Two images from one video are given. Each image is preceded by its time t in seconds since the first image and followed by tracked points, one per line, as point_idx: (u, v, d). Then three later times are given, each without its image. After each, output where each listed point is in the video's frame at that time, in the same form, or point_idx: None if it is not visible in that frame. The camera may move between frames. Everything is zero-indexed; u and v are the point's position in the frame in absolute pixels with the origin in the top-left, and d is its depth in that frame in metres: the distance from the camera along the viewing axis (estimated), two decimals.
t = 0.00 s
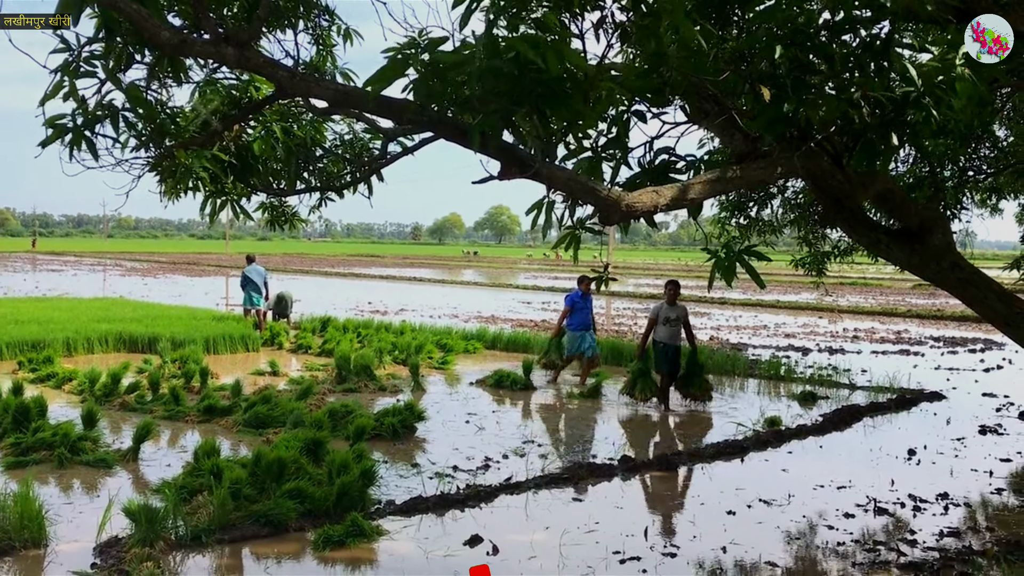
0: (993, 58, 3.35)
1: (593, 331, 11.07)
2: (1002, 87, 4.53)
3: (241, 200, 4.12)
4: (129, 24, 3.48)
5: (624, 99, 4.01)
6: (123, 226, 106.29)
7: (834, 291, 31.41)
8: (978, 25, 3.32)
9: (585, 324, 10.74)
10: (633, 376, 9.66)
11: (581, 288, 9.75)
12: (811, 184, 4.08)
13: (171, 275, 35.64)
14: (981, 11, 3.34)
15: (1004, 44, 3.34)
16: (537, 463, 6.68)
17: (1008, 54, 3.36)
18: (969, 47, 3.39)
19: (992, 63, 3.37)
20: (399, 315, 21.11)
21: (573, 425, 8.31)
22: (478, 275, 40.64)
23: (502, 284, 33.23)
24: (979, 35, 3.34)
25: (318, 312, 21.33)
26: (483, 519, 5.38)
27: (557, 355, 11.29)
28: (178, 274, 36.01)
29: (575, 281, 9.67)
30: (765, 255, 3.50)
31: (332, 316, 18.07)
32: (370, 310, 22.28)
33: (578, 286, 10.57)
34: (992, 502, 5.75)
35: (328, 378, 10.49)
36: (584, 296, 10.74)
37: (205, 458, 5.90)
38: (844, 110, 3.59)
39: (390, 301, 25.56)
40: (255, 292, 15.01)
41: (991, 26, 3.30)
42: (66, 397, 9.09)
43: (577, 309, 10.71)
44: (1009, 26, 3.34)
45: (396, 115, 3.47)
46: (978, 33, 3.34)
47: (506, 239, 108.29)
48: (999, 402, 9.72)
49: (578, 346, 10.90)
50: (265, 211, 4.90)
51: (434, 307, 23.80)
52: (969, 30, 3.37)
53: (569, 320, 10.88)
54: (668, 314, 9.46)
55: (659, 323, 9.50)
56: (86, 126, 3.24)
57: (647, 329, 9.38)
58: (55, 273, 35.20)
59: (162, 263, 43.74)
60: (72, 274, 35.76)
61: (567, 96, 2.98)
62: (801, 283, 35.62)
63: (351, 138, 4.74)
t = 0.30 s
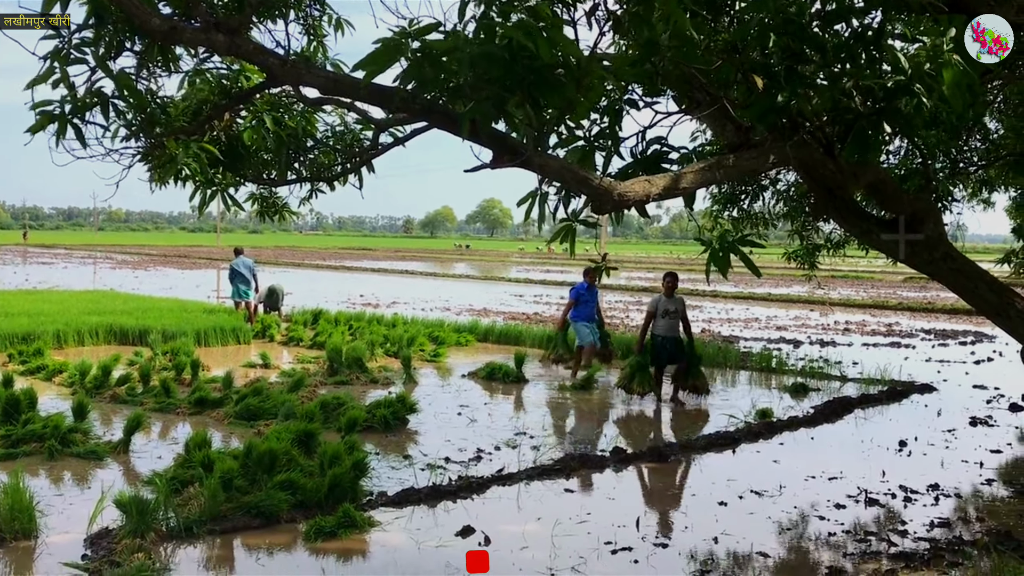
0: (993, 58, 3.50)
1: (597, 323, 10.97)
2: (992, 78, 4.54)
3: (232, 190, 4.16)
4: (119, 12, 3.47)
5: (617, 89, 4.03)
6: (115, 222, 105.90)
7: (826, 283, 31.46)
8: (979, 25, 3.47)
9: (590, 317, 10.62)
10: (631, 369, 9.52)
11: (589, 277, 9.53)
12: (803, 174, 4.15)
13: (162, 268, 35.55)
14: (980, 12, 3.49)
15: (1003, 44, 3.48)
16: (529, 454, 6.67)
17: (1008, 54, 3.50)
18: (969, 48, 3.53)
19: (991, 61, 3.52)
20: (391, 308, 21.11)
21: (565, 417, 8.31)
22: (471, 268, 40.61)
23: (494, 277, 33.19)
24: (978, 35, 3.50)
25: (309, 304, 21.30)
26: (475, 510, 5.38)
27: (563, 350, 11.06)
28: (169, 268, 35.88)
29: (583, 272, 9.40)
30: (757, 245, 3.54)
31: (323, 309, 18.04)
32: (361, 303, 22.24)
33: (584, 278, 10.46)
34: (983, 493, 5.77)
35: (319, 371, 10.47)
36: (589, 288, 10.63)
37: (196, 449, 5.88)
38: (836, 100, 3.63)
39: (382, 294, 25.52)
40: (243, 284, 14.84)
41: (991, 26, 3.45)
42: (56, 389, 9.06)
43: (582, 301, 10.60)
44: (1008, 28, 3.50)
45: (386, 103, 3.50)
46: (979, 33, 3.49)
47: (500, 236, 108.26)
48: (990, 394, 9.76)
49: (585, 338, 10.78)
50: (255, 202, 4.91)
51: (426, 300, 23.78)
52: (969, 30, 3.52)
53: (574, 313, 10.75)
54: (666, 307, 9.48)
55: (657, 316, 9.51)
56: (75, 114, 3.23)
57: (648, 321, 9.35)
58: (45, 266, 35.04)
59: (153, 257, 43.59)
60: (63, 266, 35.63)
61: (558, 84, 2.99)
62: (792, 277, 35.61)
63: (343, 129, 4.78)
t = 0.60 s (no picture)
0: (993, 56, 3.35)
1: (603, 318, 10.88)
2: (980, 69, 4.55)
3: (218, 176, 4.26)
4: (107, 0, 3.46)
5: (607, 78, 4.04)
6: (106, 215, 105.62)
7: (816, 275, 31.59)
8: (978, 26, 3.27)
9: (595, 312, 10.52)
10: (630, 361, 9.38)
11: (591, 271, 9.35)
12: (793, 165, 4.19)
13: (152, 259, 35.45)
14: (981, 11, 3.25)
15: (1004, 43, 3.29)
16: (519, 444, 6.69)
17: (1008, 53, 3.32)
18: (970, 45, 3.37)
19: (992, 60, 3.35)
20: (381, 299, 21.13)
21: (556, 407, 8.33)
22: (462, 259, 40.64)
23: (485, 269, 33.23)
24: (978, 34, 3.31)
25: (299, 296, 21.28)
26: (465, 500, 5.39)
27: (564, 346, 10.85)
28: (159, 259, 35.77)
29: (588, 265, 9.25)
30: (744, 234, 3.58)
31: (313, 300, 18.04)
32: (352, 294, 22.23)
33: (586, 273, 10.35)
34: (970, 483, 5.80)
35: (310, 362, 10.47)
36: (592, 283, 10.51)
37: (186, 440, 5.87)
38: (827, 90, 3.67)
39: (372, 285, 25.52)
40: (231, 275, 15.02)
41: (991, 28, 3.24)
42: (45, 380, 9.03)
43: (586, 297, 10.51)
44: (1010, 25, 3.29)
45: (374, 91, 3.49)
46: (978, 33, 3.30)
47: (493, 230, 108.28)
48: (978, 385, 9.82)
49: (589, 335, 10.68)
50: (245, 189, 4.91)
51: (417, 291, 23.77)
52: (969, 29, 3.33)
53: (579, 310, 10.67)
54: (671, 301, 9.41)
55: (662, 310, 9.43)
56: (64, 102, 3.22)
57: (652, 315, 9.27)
58: (34, 258, 34.87)
59: (142, 249, 43.41)
60: (51, 257, 35.47)
61: (547, 73, 3.00)
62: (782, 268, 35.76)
63: (333, 117, 4.86)
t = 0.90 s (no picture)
0: (992, 56, 3.63)
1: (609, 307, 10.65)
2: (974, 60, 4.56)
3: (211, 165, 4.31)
4: None
5: (601, 68, 4.07)
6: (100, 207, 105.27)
7: (809, 267, 31.68)
8: (979, 26, 3.53)
9: (598, 301, 10.28)
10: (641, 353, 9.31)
11: (593, 262, 9.56)
12: (787, 156, 4.22)
13: (145, 250, 35.39)
14: (980, 13, 3.52)
15: (1003, 43, 3.58)
16: (512, 435, 6.71)
17: (1006, 52, 3.62)
18: (970, 45, 3.63)
19: (992, 60, 3.65)
20: (375, 290, 21.13)
21: (549, 398, 8.34)
22: (456, 251, 40.63)
23: (479, 260, 33.25)
24: (979, 35, 3.58)
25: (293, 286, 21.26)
26: (458, 490, 5.40)
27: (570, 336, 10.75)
28: (152, 249, 35.70)
29: (589, 257, 9.45)
30: (734, 224, 3.60)
31: (306, 291, 18.05)
32: (345, 286, 22.22)
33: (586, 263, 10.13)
34: (961, 474, 5.83)
35: (303, 352, 10.47)
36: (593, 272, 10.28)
37: (179, 430, 5.87)
38: (820, 82, 3.69)
39: (365, 276, 25.50)
40: (223, 266, 15.12)
41: (991, 27, 3.52)
42: (37, 371, 9.02)
43: (587, 287, 10.30)
44: (1008, 26, 3.59)
45: (367, 79, 3.49)
46: (978, 34, 3.57)
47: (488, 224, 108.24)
48: (969, 377, 9.87)
49: (591, 326, 10.45)
50: (240, 176, 4.92)
51: (411, 282, 23.76)
52: (969, 30, 3.58)
53: (581, 300, 10.47)
54: (682, 291, 9.12)
55: (672, 299, 9.17)
56: (56, 90, 3.21)
57: (661, 306, 9.02)
58: (26, 248, 34.78)
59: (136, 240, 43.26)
60: (44, 248, 35.38)
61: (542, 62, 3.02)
62: (776, 260, 35.82)
63: (328, 105, 4.89)
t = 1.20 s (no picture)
0: (991, 56, 3.55)
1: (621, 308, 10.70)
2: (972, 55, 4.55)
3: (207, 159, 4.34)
4: None
5: (598, 63, 4.09)
6: (99, 201, 105.23)
7: (806, 262, 31.71)
8: (980, 26, 3.44)
9: (609, 300, 10.25)
10: (658, 355, 8.99)
11: (607, 261, 9.77)
12: (784, 150, 4.24)
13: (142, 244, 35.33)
14: (981, 12, 3.43)
15: (1003, 43, 3.51)
16: (509, 430, 6.71)
17: (1006, 51, 3.54)
18: (969, 45, 3.54)
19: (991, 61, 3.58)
20: (372, 284, 21.11)
21: (547, 393, 8.35)
22: (454, 245, 40.62)
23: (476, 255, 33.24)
24: (979, 35, 3.49)
25: (290, 280, 21.24)
26: (455, 485, 5.40)
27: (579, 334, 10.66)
28: (146, 243, 35.70)
29: (602, 255, 9.61)
30: (732, 219, 3.60)
31: (304, 284, 18.06)
32: (342, 280, 22.20)
33: (601, 261, 10.15)
34: (958, 469, 5.84)
35: (300, 346, 10.48)
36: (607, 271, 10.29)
37: (175, 423, 5.87)
38: (818, 78, 3.70)
39: (362, 270, 25.49)
40: (222, 260, 15.08)
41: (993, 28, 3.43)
42: (34, 364, 9.01)
43: (600, 286, 10.29)
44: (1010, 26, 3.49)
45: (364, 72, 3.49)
46: (979, 34, 3.48)
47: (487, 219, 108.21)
48: (966, 372, 9.89)
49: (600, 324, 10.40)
50: (237, 168, 4.91)
51: (408, 277, 23.75)
52: (970, 29, 3.49)
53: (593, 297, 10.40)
54: (690, 292, 9.19)
55: (680, 300, 9.20)
56: (53, 83, 3.20)
57: (672, 303, 9.04)
58: (22, 241, 34.70)
59: (134, 234, 43.21)
60: (41, 241, 35.31)
61: (539, 57, 3.03)
62: (772, 255, 35.87)
63: (325, 97, 4.93)
